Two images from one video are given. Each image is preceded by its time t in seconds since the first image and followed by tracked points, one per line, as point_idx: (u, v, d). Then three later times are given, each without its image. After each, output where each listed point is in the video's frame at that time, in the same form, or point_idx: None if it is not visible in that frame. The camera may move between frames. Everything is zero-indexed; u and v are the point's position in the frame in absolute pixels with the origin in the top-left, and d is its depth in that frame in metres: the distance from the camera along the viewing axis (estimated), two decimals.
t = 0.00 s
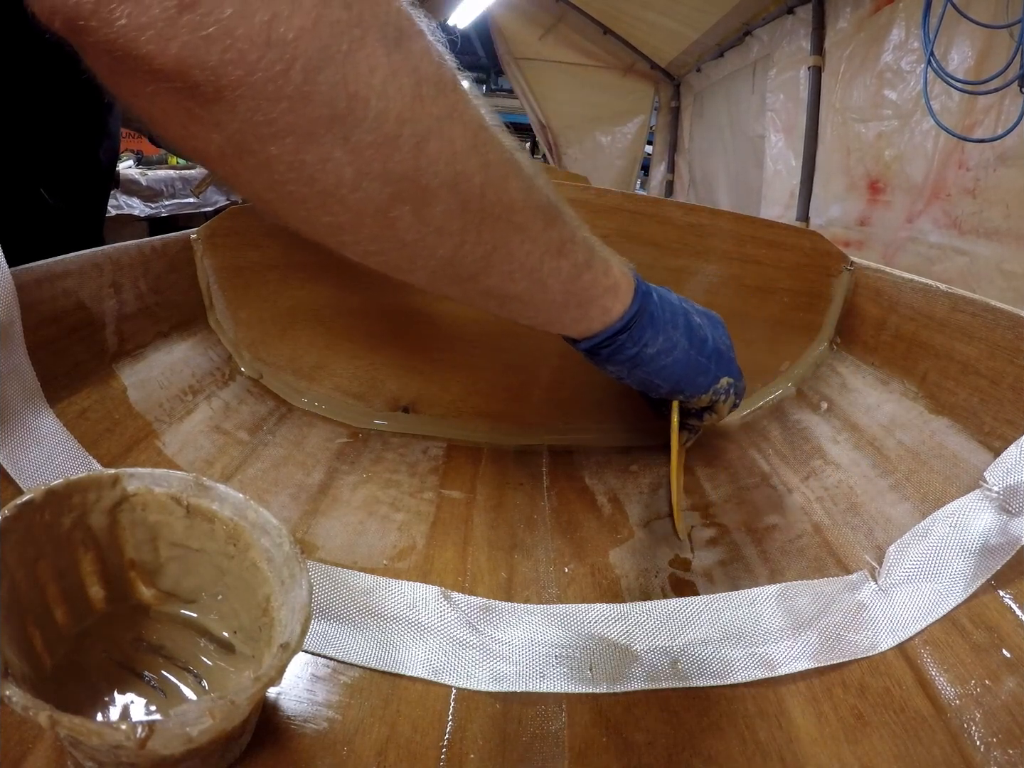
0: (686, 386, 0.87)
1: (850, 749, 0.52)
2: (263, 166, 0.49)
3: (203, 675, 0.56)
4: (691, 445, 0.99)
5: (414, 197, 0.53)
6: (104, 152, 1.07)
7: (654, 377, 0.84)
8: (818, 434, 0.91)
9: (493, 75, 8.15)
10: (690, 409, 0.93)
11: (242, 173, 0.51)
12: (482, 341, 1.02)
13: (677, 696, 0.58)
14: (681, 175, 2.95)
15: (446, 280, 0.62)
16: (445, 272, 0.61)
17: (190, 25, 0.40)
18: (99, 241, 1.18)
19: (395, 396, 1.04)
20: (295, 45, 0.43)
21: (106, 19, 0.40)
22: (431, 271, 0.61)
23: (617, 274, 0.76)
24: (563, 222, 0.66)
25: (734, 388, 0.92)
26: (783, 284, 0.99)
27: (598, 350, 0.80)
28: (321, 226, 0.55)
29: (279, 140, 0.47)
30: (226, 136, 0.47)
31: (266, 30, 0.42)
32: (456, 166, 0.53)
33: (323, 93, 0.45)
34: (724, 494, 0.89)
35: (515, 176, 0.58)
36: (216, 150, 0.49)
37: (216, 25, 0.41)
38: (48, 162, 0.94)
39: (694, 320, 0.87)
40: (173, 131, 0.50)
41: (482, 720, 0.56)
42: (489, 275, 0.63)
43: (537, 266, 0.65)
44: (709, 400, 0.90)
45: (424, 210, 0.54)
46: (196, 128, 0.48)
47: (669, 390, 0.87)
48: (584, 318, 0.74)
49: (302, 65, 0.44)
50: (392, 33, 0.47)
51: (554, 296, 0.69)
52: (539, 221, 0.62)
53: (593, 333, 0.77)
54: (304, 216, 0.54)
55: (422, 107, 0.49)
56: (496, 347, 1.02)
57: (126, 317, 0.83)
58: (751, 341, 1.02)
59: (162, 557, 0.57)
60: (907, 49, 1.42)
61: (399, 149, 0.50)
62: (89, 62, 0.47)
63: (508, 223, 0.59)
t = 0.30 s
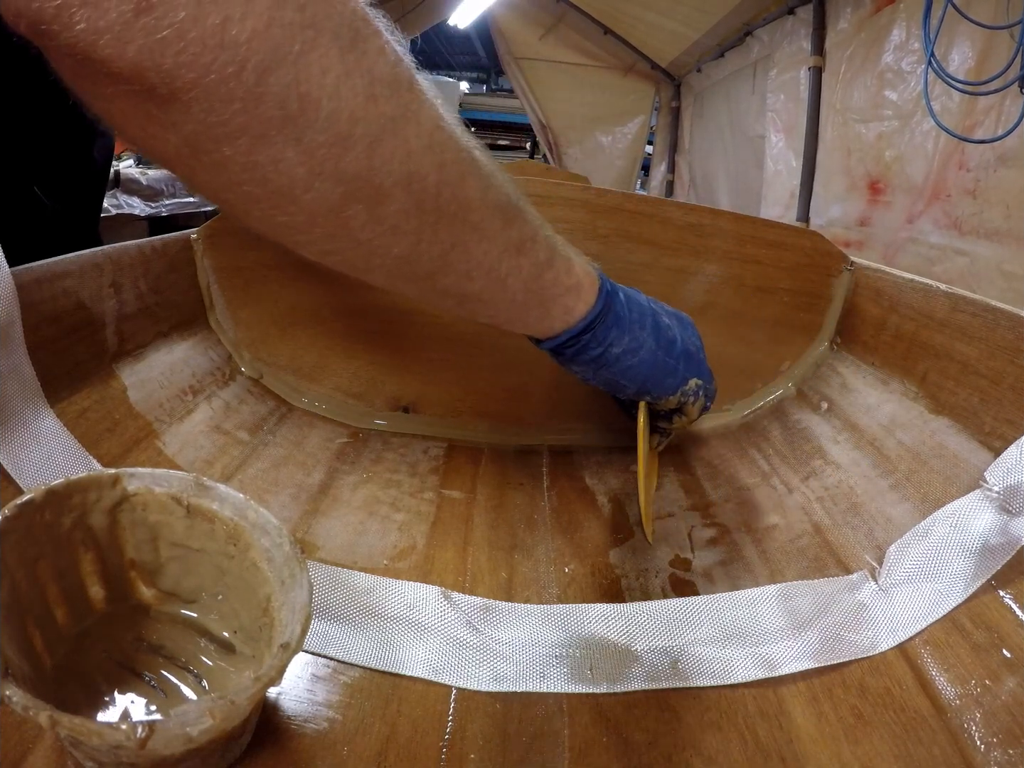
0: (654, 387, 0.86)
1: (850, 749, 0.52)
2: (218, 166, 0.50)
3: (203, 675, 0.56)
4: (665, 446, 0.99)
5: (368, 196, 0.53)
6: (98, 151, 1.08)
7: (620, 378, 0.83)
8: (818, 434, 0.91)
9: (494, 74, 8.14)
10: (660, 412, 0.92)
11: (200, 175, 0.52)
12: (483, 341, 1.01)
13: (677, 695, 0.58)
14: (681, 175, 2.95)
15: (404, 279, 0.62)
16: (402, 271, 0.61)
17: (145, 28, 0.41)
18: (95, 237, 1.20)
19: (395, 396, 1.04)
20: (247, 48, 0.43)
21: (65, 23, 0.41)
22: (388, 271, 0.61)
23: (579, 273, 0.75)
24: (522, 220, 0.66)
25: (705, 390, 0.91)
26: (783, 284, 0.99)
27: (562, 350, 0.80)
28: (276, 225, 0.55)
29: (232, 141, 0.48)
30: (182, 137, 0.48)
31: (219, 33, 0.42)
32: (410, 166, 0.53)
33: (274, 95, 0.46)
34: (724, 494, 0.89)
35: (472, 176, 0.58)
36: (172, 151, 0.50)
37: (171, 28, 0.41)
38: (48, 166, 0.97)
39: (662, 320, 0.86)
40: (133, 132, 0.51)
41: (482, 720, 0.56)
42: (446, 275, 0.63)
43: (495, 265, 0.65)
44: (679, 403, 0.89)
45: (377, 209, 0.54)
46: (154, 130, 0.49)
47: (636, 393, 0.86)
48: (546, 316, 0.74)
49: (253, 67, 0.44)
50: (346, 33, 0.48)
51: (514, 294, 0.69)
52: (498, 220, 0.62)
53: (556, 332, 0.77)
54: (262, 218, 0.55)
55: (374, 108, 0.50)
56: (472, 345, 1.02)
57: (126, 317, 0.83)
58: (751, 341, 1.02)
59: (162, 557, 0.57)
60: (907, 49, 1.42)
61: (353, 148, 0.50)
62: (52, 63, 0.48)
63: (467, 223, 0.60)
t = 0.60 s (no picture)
0: (612, 388, 0.85)
1: (850, 749, 0.52)
2: (168, 168, 0.51)
3: (203, 675, 0.56)
4: (631, 449, 0.99)
5: (312, 198, 0.53)
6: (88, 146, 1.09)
7: (577, 379, 0.83)
8: (818, 434, 0.91)
9: (494, 74, 8.14)
10: (622, 413, 0.91)
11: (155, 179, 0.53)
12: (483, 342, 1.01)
13: (677, 695, 0.58)
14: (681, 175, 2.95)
15: (351, 280, 0.62)
16: (350, 273, 0.61)
17: (95, 35, 0.42)
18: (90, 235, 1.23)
19: (395, 397, 1.04)
20: (191, 53, 0.44)
21: (20, 30, 0.42)
22: (334, 271, 0.60)
23: (533, 275, 0.75)
24: (473, 221, 0.65)
25: (668, 391, 0.90)
26: (783, 284, 0.99)
27: (518, 351, 0.79)
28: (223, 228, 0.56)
29: (178, 145, 0.49)
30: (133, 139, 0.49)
31: (164, 38, 0.43)
32: (355, 167, 0.53)
33: (219, 100, 0.46)
34: (724, 494, 0.89)
35: (420, 178, 0.58)
36: (125, 154, 0.51)
37: (120, 35, 0.42)
38: (26, 161, 0.99)
39: (623, 321, 0.86)
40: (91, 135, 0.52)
41: (483, 720, 0.56)
42: (391, 277, 0.62)
43: (443, 267, 0.64)
44: (639, 404, 0.88)
45: (323, 210, 0.54)
46: (106, 132, 0.50)
47: (594, 394, 0.85)
48: (499, 318, 0.74)
49: (197, 71, 0.45)
50: (292, 36, 0.48)
51: (464, 295, 0.68)
52: (446, 222, 0.62)
53: (510, 334, 0.77)
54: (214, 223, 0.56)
55: (318, 110, 0.50)
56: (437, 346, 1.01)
57: (126, 317, 0.83)
58: (751, 341, 1.02)
59: (162, 557, 0.57)
60: (907, 49, 1.42)
61: (298, 150, 0.50)
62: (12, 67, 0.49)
63: (411, 226, 0.59)
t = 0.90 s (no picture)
0: (569, 391, 0.84)
1: (850, 749, 0.52)
2: (121, 175, 0.51)
3: (202, 676, 0.55)
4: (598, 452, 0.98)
5: (259, 202, 0.53)
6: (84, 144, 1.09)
7: (533, 381, 0.82)
8: (818, 434, 0.91)
9: (494, 75, 8.14)
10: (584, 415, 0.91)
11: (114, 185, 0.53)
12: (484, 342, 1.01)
13: (677, 695, 0.58)
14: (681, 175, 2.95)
15: (298, 281, 0.61)
16: (297, 275, 0.60)
17: (50, 47, 0.43)
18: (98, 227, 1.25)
19: (395, 397, 1.04)
20: (139, 63, 0.44)
21: None
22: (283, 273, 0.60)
23: (487, 276, 0.73)
24: (422, 223, 0.63)
25: (628, 395, 0.89)
26: (783, 284, 0.99)
27: (473, 351, 0.78)
28: (178, 233, 0.56)
29: (129, 152, 0.49)
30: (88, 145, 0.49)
31: (112, 48, 0.43)
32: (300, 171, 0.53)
33: (169, 109, 0.46)
34: (724, 494, 0.89)
35: (367, 180, 0.57)
36: (80, 161, 0.51)
37: (72, 46, 0.43)
38: (17, 159, 0.99)
39: (583, 323, 0.84)
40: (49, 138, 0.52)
41: (482, 720, 0.56)
42: (340, 278, 0.61)
43: (392, 270, 0.63)
44: (597, 407, 0.87)
45: (269, 215, 0.54)
46: (63, 138, 0.50)
47: (551, 397, 0.84)
48: (452, 319, 0.72)
49: (146, 80, 0.45)
50: (239, 43, 0.48)
51: (415, 299, 0.67)
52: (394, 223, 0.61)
53: (464, 335, 0.76)
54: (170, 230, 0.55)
55: (262, 116, 0.50)
56: (405, 346, 1.01)
57: (127, 317, 0.83)
58: (751, 341, 1.02)
59: (162, 557, 0.57)
60: (907, 50, 1.42)
61: (244, 156, 0.50)
62: None
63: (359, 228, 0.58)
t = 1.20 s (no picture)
0: (528, 393, 0.84)
1: (850, 749, 0.52)
2: (83, 183, 0.50)
3: (202, 676, 0.55)
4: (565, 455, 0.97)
5: (209, 209, 0.52)
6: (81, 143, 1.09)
7: (491, 383, 0.82)
8: (818, 434, 0.91)
9: (494, 75, 8.14)
10: (547, 417, 0.91)
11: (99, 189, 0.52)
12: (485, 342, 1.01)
13: (677, 695, 0.58)
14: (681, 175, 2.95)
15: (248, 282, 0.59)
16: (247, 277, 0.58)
17: (9, 60, 0.41)
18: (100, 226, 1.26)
19: (395, 397, 1.04)
20: (93, 75, 0.44)
21: None
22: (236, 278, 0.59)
23: (442, 277, 0.73)
24: (375, 226, 0.63)
25: (590, 397, 0.90)
26: (783, 284, 0.99)
27: (430, 353, 0.78)
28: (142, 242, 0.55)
29: (86, 160, 0.48)
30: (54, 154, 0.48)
31: (67, 61, 0.42)
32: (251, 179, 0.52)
33: (122, 118, 0.46)
34: (724, 494, 0.89)
35: (319, 185, 0.56)
36: (42, 169, 0.50)
37: (30, 60, 0.41)
38: (12, 159, 0.99)
39: (544, 325, 0.84)
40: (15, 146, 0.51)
41: (483, 720, 0.56)
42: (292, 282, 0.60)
43: (344, 274, 0.62)
44: (559, 409, 0.88)
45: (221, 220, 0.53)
46: (24, 145, 0.50)
47: (511, 398, 0.84)
48: (409, 321, 0.71)
49: (99, 92, 0.44)
50: (190, 54, 0.47)
51: (367, 302, 0.66)
52: (345, 228, 0.60)
53: (421, 336, 0.75)
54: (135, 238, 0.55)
55: (211, 126, 0.49)
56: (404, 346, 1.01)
57: (126, 317, 0.83)
58: (751, 341, 1.02)
59: (162, 557, 0.57)
60: (907, 50, 1.42)
61: (195, 164, 0.49)
62: None
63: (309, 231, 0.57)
